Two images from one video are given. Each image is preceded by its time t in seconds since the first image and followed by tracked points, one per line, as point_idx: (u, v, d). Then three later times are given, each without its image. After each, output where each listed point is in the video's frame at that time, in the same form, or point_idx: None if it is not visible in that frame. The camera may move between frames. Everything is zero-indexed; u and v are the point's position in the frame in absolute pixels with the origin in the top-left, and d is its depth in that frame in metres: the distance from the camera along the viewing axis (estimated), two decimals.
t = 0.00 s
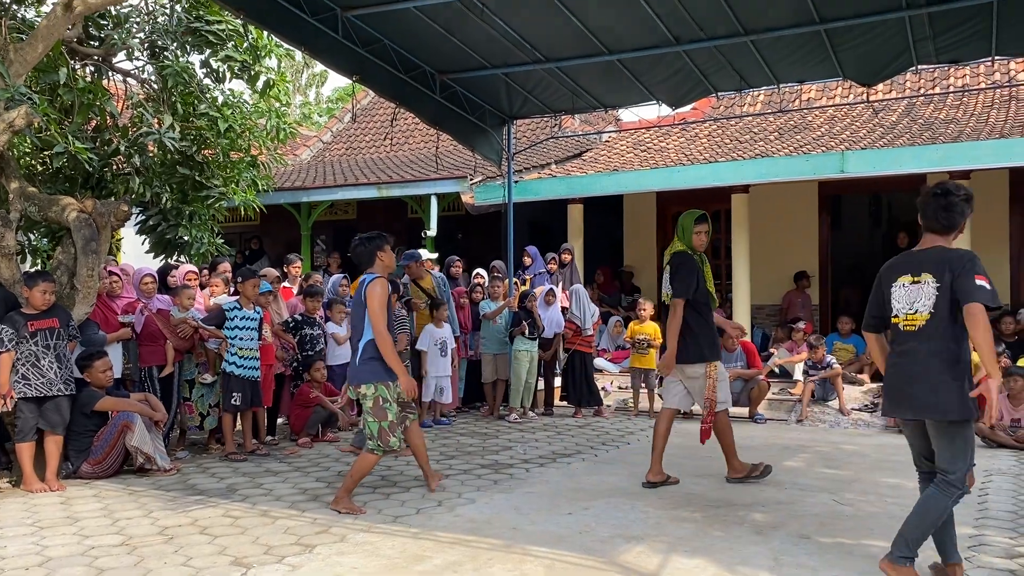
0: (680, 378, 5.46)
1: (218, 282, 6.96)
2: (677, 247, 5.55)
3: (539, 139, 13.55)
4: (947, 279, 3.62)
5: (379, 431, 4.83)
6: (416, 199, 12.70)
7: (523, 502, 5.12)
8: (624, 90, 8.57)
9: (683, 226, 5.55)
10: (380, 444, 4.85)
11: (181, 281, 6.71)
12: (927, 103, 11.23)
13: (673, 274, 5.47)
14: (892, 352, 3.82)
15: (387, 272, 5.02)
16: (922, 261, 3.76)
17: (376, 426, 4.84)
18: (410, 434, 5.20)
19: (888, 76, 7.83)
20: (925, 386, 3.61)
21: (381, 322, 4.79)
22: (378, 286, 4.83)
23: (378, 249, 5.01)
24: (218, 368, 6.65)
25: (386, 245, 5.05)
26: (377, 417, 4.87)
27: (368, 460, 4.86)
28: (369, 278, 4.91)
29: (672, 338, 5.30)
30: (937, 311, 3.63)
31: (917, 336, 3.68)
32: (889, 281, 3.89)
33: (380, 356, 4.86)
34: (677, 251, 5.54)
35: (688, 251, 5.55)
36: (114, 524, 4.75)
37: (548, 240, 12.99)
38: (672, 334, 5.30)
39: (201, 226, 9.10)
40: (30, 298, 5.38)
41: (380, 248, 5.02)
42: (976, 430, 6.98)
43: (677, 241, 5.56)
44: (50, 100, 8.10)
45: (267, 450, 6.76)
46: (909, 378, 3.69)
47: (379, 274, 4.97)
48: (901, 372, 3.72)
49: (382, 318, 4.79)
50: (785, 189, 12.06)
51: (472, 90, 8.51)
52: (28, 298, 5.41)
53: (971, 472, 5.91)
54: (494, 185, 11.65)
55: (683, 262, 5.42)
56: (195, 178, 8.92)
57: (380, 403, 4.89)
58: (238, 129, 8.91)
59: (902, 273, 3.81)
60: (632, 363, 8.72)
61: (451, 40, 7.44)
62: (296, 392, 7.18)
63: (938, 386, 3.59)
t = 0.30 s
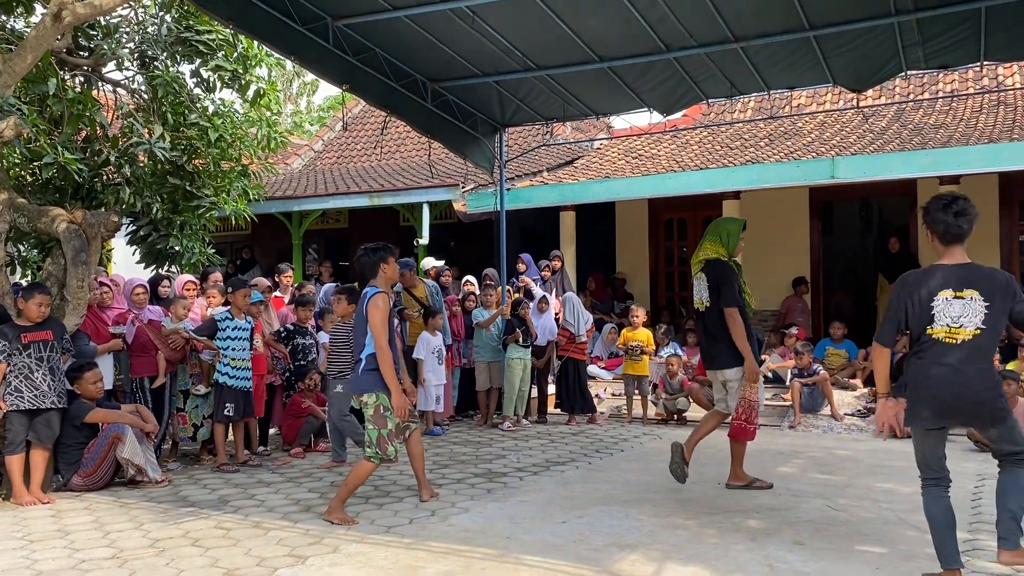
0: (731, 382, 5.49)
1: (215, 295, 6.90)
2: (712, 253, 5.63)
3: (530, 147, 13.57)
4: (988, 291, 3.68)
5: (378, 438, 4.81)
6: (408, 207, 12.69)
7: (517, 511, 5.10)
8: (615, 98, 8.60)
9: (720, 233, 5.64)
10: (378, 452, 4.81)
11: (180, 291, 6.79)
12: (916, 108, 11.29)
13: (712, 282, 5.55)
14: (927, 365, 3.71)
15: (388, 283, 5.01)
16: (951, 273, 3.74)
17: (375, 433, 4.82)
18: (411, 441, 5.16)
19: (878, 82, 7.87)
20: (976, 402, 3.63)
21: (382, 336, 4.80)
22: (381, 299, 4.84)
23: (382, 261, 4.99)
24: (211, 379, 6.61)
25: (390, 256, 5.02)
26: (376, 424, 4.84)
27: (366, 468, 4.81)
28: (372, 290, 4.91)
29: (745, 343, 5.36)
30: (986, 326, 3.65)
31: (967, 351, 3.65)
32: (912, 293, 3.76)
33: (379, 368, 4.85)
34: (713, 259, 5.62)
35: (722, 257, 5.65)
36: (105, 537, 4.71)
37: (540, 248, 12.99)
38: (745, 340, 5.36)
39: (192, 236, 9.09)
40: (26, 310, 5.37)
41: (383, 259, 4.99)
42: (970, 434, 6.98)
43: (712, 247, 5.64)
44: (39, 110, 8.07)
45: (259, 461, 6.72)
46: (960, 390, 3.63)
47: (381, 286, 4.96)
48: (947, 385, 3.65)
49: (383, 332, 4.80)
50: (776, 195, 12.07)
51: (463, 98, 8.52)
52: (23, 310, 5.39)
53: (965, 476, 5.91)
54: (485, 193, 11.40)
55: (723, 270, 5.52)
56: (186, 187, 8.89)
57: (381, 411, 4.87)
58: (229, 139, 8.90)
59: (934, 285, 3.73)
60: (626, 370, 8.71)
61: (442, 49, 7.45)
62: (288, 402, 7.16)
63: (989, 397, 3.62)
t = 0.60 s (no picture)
0: (756, 384, 5.51)
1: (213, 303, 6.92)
2: (747, 257, 5.70)
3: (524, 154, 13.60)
4: (1016, 295, 3.90)
5: (369, 442, 4.80)
6: (402, 215, 12.69)
7: (514, 519, 5.09)
8: (609, 105, 8.62)
9: (754, 238, 5.72)
10: (368, 457, 4.80)
11: (179, 301, 6.77)
12: (909, 112, 11.34)
13: (751, 284, 5.62)
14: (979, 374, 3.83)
15: (379, 288, 5.00)
16: (979, 281, 3.94)
17: (366, 437, 4.81)
18: (410, 449, 5.15)
19: (870, 87, 7.90)
20: None
21: (372, 341, 4.76)
22: (370, 305, 4.80)
23: (374, 267, 4.97)
24: (206, 390, 6.53)
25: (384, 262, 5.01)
26: (368, 428, 4.83)
27: (358, 473, 4.77)
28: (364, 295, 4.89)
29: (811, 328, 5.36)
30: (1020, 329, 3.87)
31: (1011, 356, 3.82)
32: (950, 302, 3.90)
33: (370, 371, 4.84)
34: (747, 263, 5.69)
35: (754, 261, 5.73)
36: (101, 548, 4.69)
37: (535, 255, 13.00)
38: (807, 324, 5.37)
39: (186, 245, 9.08)
40: (26, 319, 5.36)
41: (377, 265, 4.98)
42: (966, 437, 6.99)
43: (747, 251, 5.70)
44: (32, 120, 8.04)
45: (255, 471, 6.70)
46: (1013, 398, 3.77)
47: (372, 292, 4.95)
48: (999, 392, 3.78)
49: (373, 338, 4.76)
50: (770, 200, 12.11)
51: (457, 105, 8.54)
52: (23, 320, 5.39)
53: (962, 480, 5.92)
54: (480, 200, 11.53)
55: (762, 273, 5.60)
56: (180, 197, 8.89)
57: (372, 415, 4.86)
58: (222, 148, 8.90)
59: (970, 292, 3.90)
60: (622, 376, 8.70)
61: (436, 57, 7.47)
62: (284, 411, 7.15)
63: None
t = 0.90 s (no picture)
0: (793, 385, 5.62)
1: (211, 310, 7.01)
2: (778, 261, 5.77)
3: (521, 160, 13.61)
4: (997, 281, 4.06)
5: (360, 448, 4.78)
6: (400, 221, 12.69)
7: (514, 525, 5.08)
8: (605, 110, 8.64)
9: (784, 243, 5.81)
10: (362, 462, 4.79)
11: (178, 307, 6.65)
12: (904, 116, 11.37)
13: (780, 286, 5.71)
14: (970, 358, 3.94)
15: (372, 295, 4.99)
16: (965, 267, 4.05)
17: (358, 442, 4.80)
18: (409, 454, 5.15)
19: (866, 91, 7.93)
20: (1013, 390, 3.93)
21: (359, 346, 4.75)
22: (358, 309, 4.79)
23: (369, 272, 4.97)
24: (202, 397, 6.58)
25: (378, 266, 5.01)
26: (360, 433, 4.82)
27: (354, 479, 4.79)
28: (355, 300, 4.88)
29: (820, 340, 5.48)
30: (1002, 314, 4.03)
31: (994, 340, 3.98)
32: (945, 288, 3.97)
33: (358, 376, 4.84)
34: (776, 266, 5.78)
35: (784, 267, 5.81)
36: (100, 557, 4.67)
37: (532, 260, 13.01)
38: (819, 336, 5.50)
39: (183, 253, 9.08)
40: (23, 328, 5.35)
41: (371, 270, 4.98)
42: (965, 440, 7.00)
43: (779, 255, 5.76)
44: (29, 129, 8.04)
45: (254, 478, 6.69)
46: (1002, 381, 3.91)
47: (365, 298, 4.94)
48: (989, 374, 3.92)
49: (360, 343, 4.75)
50: (766, 205, 12.14)
51: (454, 111, 8.55)
52: (19, 329, 5.38)
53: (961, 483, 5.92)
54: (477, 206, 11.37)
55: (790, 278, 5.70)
56: (177, 205, 8.88)
57: (364, 420, 4.85)
58: (220, 155, 8.91)
59: (961, 279, 4.00)
60: (620, 381, 8.69)
61: (433, 63, 7.48)
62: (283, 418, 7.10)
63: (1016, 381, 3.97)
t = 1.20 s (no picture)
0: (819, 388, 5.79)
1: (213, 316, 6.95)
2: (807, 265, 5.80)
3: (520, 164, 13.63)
4: (971, 298, 4.10)
5: (360, 453, 4.78)
6: (400, 226, 12.70)
7: (515, 530, 5.08)
8: (604, 115, 8.66)
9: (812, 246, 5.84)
10: (362, 468, 4.78)
11: (180, 315, 6.78)
12: (902, 119, 11.38)
13: (804, 290, 5.78)
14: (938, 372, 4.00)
15: (364, 301, 4.99)
16: (939, 284, 4.10)
17: (358, 448, 4.79)
18: (410, 459, 5.14)
19: (864, 94, 7.94)
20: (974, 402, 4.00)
21: (347, 354, 4.73)
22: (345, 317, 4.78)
23: (359, 278, 4.98)
24: (204, 401, 6.54)
25: (369, 272, 5.00)
26: (358, 439, 4.82)
27: (354, 485, 4.79)
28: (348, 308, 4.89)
29: (819, 354, 5.66)
30: (975, 331, 4.07)
31: (968, 354, 4.03)
32: (915, 303, 4.03)
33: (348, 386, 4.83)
34: (802, 270, 5.81)
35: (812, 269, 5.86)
36: (101, 563, 4.67)
37: (532, 265, 13.02)
38: (819, 349, 5.65)
39: (183, 258, 9.10)
40: (21, 334, 5.35)
41: (361, 277, 4.98)
42: (965, 443, 7.01)
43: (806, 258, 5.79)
44: (29, 135, 8.05)
45: (255, 484, 6.69)
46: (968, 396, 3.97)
47: (356, 305, 4.95)
48: (955, 390, 3.98)
49: (347, 352, 4.73)
50: (767, 208, 12.15)
51: (454, 116, 8.56)
52: (18, 335, 5.38)
53: (962, 485, 5.92)
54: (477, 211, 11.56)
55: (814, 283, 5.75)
56: (177, 211, 8.89)
57: (360, 426, 4.84)
58: (220, 161, 8.92)
59: (933, 295, 4.05)
60: (621, 385, 8.69)
61: (432, 68, 7.49)
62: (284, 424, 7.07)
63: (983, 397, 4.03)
